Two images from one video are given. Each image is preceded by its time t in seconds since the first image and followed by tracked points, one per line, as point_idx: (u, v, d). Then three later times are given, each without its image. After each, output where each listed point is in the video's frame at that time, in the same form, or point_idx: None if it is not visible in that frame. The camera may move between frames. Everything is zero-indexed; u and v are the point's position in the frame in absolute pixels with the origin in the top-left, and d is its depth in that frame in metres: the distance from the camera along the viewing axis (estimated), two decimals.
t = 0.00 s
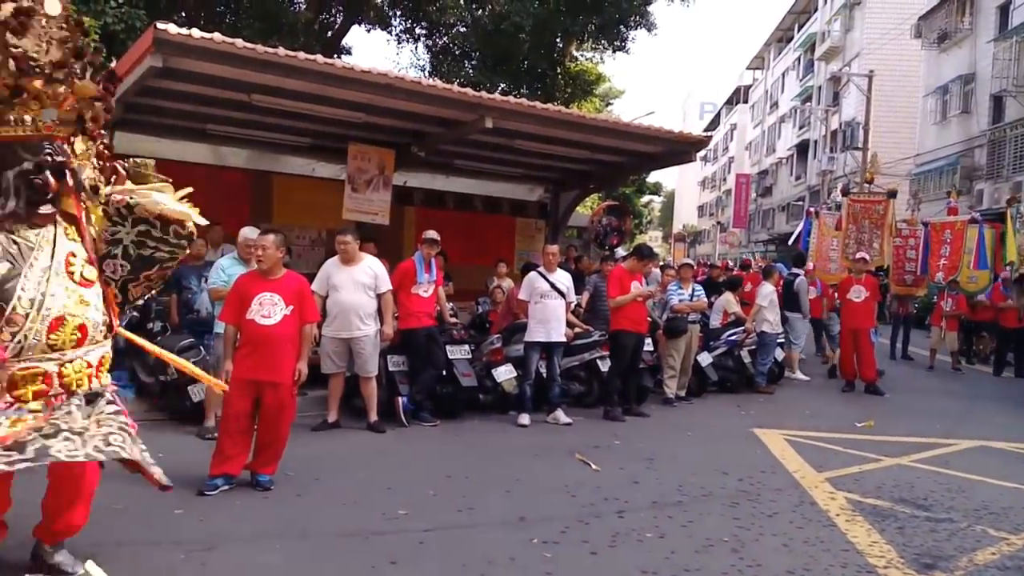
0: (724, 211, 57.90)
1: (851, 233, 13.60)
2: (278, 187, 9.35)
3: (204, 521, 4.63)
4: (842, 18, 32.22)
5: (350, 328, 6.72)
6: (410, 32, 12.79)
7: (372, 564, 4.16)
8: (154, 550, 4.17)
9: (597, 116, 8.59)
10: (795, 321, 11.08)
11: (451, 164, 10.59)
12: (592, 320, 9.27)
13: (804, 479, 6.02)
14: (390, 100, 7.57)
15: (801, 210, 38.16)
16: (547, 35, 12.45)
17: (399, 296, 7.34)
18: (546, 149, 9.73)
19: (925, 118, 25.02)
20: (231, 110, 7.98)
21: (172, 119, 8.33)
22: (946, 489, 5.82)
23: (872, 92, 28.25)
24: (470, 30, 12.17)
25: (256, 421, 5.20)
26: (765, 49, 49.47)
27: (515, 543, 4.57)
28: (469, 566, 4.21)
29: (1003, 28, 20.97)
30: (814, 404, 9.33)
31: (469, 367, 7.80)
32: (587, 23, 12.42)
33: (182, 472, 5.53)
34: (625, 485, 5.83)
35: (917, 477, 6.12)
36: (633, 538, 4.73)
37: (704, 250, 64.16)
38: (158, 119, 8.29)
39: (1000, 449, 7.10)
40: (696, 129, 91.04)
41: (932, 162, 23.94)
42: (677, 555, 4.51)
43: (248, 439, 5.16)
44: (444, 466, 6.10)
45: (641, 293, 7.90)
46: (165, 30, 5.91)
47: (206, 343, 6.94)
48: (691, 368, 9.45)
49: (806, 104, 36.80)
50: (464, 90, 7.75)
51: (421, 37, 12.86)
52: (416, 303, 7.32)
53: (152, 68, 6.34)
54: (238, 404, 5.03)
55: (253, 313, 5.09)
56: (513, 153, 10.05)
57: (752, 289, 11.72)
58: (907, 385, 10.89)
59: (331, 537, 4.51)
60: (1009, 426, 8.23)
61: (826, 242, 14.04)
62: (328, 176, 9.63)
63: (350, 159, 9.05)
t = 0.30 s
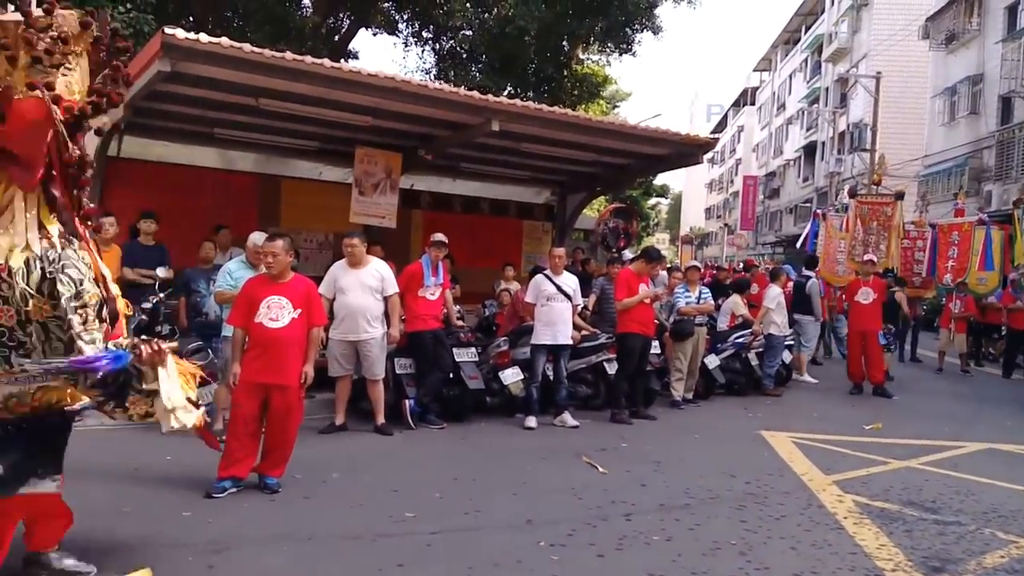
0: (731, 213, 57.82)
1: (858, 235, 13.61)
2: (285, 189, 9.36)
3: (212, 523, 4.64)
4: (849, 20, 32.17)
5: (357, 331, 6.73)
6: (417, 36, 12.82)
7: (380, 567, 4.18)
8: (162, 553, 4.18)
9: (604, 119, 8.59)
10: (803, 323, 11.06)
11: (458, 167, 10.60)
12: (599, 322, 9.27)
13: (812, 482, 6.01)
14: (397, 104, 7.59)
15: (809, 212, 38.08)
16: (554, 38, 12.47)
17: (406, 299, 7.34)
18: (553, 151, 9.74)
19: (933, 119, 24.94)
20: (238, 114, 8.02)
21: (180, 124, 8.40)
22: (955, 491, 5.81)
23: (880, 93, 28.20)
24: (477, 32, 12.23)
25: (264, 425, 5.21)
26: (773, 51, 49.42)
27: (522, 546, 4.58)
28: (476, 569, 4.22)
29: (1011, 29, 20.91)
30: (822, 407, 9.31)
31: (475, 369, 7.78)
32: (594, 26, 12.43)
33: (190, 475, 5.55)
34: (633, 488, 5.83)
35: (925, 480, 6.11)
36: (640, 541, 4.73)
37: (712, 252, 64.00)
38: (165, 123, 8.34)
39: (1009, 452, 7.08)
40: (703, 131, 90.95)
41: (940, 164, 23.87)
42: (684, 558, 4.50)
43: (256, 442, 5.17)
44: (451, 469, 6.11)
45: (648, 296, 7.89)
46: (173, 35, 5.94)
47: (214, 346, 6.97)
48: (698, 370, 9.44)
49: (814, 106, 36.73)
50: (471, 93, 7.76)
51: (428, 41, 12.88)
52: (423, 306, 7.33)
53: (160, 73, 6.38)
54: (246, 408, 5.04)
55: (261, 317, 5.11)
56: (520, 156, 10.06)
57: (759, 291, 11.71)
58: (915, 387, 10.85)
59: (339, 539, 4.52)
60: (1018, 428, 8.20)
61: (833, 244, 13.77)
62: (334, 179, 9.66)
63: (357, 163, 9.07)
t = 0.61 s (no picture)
0: (737, 213, 57.75)
1: (863, 235, 13.61)
2: (290, 190, 9.39)
3: (218, 524, 4.66)
4: (855, 20, 32.11)
5: (362, 332, 6.75)
6: (423, 37, 12.84)
7: (386, 567, 4.19)
8: (167, 553, 4.20)
9: (609, 119, 8.59)
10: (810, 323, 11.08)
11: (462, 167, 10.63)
12: (604, 323, 9.27)
13: (817, 482, 6.01)
14: (402, 104, 7.61)
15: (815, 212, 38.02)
16: (559, 39, 12.49)
17: (412, 299, 7.36)
18: (557, 152, 9.75)
19: (939, 119, 24.88)
20: (243, 115, 8.04)
21: (185, 124, 8.41)
22: (960, 491, 5.80)
23: (886, 94, 28.15)
24: (482, 33, 12.27)
25: (269, 425, 5.21)
26: (778, 52, 49.35)
27: (528, 546, 4.59)
28: (481, 569, 4.22)
29: (1017, 29, 20.86)
30: (828, 407, 9.31)
31: (481, 370, 7.79)
32: (599, 26, 12.44)
33: (196, 476, 5.57)
34: (638, 488, 5.84)
35: (931, 480, 6.10)
36: (645, 542, 4.74)
37: (717, 253, 63.90)
38: (170, 124, 8.38)
39: (1015, 452, 7.07)
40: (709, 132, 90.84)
41: (946, 164, 23.80)
42: (690, 558, 4.50)
43: (261, 442, 5.17)
44: (457, 469, 6.12)
45: (653, 296, 7.90)
46: (177, 35, 5.96)
47: (220, 347, 7.01)
48: (704, 371, 9.44)
49: (820, 106, 36.67)
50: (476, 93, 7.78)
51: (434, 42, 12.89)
52: (429, 306, 7.35)
53: (165, 74, 6.41)
54: (251, 408, 5.05)
55: (267, 317, 5.12)
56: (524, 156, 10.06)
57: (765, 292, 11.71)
58: (921, 387, 10.84)
59: (344, 539, 4.53)
60: None
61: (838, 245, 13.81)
62: (340, 180, 9.69)
63: (363, 163, 9.10)
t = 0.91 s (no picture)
0: (737, 213, 57.80)
1: (863, 234, 13.62)
2: (292, 191, 9.42)
3: (220, 525, 4.68)
4: (855, 20, 32.14)
5: (364, 333, 6.78)
6: (424, 37, 12.85)
7: (387, 567, 4.21)
8: (169, 555, 4.22)
9: (611, 119, 8.60)
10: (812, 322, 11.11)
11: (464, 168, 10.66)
12: (606, 323, 9.29)
13: (817, 481, 6.04)
14: (403, 105, 7.62)
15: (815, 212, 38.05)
16: (560, 39, 12.51)
17: (413, 300, 7.39)
18: (559, 152, 9.77)
19: (939, 118, 24.91)
20: (244, 115, 8.06)
21: (186, 125, 8.42)
22: (960, 489, 5.82)
23: (886, 94, 28.18)
24: (483, 34, 12.41)
25: (270, 426, 5.24)
26: (779, 51, 49.38)
27: (529, 546, 4.61)
28: (482, 569, 4.25)
29: (1017, 29, 20.90)
30: (828, 406, 9.33)
31: (482, 370, 7.82)
32: (600, 27, 12.46)
33: (198, 477, 5.59)
34: (639, 487, 5.86)
35: (931, 478, 6.12)
36: (646, 541, 4.76)
37: (718, 252, 63.90)
38: (170, 125, 8.40)
39: (1015, 450, 7.09)
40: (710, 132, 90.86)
41: (946, 164, 23.83)
42: (691, 557, 4.53)
43: (262, 443, 5.20)
44: (458, 469, 6.14)
45: (654, 296, 7.92)
46: (177, 36, 5.97)
47: (221, 348, 7.04)
48: (705, 370, 9.45)
49: (820, 106, 36.70)
50: (477, 94, 7.79)
51: (435, 42, 12.89)
52: (430, 307, 7.37)
53: (165, 74, 6.43)
54: (253, 408, 5.09)
55: (268, 318, 5.16)
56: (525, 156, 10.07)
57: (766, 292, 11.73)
58: (921, 386, 10.87)
59: (347, 540, 4.56)
60: None
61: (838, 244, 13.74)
62: (342, 181, 9.71)
63: (364, 164, 9.12)
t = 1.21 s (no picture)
0: (727, 211, 57.96)
1: (852, 232, 13.68)
2: (282, 189, 9.40)
3: (208, 526, 4.68)
4: (845, 19, 32.26)
5: (354, 332, 6.78)
6: (414, 35, 12.84)
7: (377, 566, 4.22)
8: (158, 555, 4.22)
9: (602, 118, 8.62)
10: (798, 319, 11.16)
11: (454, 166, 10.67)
12: (596, 321, 9.31)
13: (805, 477, 6.07)
14: (395, 103, 7.63)
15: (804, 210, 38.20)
16: (551, 37, 12.52)
17: (404, 298, 7.38)
18: (549, 150, 9.78)
19: (927, 117, 25.03)
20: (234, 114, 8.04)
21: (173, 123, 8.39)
22: (946, 484, 5.87)
23: (875, 93, 28.30)
24: (475, 32, 12.34)
25: (258, 425, 5.24)
26: (768, 51, 49.50)
27: (519, 544, 4.63)
28: (472, 567, 4.26)
29: (1004, 28, 21.03)
30: (817, 403, 9.38)
31: (473, 369, 7.83)
32: (591, 25, 12.47)
33: (186, 478, 5.59)
34: (629, 485, 5.88)
35: (918, 474, 6.17)
36: (636, 538, 4.78)
37: (708, 250, 64.07)
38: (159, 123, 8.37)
39: (1001, 445, 7.15)
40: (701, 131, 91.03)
41: (933, 162, 23.96)
42: (680, 554, 4.55)
43: (250, 443, 5.20)
44: (448, 468, 6.15)
45: (644, 294, 7.94)
46: (166, 34, 5.96)
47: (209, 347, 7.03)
48: (695, 368, 9.49)
49: (810, 104, 36.82)
50: (469, 93, 7.80)
51: (425, 40, 12.87)
52: (421, 306, 7.37)
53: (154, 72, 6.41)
54: (240, 408, 5.08)
55: (256, 317, 5.15)
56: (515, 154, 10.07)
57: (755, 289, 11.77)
58: (909, 382, 10.94)
59: (336, 540, 4.56)
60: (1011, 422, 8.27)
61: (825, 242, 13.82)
62: (331, 179, 9.70)
63: (354, 163, 9.10)
